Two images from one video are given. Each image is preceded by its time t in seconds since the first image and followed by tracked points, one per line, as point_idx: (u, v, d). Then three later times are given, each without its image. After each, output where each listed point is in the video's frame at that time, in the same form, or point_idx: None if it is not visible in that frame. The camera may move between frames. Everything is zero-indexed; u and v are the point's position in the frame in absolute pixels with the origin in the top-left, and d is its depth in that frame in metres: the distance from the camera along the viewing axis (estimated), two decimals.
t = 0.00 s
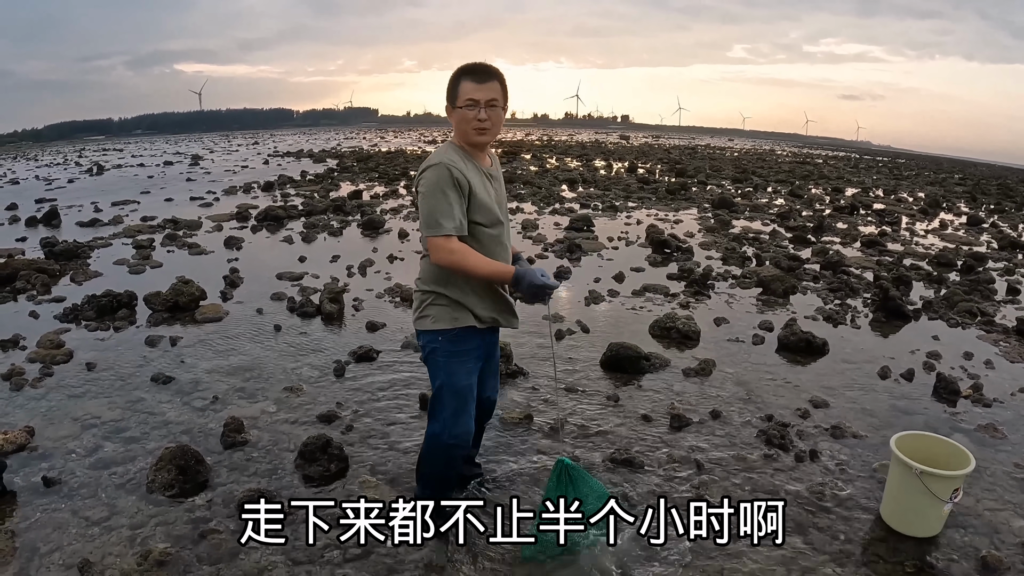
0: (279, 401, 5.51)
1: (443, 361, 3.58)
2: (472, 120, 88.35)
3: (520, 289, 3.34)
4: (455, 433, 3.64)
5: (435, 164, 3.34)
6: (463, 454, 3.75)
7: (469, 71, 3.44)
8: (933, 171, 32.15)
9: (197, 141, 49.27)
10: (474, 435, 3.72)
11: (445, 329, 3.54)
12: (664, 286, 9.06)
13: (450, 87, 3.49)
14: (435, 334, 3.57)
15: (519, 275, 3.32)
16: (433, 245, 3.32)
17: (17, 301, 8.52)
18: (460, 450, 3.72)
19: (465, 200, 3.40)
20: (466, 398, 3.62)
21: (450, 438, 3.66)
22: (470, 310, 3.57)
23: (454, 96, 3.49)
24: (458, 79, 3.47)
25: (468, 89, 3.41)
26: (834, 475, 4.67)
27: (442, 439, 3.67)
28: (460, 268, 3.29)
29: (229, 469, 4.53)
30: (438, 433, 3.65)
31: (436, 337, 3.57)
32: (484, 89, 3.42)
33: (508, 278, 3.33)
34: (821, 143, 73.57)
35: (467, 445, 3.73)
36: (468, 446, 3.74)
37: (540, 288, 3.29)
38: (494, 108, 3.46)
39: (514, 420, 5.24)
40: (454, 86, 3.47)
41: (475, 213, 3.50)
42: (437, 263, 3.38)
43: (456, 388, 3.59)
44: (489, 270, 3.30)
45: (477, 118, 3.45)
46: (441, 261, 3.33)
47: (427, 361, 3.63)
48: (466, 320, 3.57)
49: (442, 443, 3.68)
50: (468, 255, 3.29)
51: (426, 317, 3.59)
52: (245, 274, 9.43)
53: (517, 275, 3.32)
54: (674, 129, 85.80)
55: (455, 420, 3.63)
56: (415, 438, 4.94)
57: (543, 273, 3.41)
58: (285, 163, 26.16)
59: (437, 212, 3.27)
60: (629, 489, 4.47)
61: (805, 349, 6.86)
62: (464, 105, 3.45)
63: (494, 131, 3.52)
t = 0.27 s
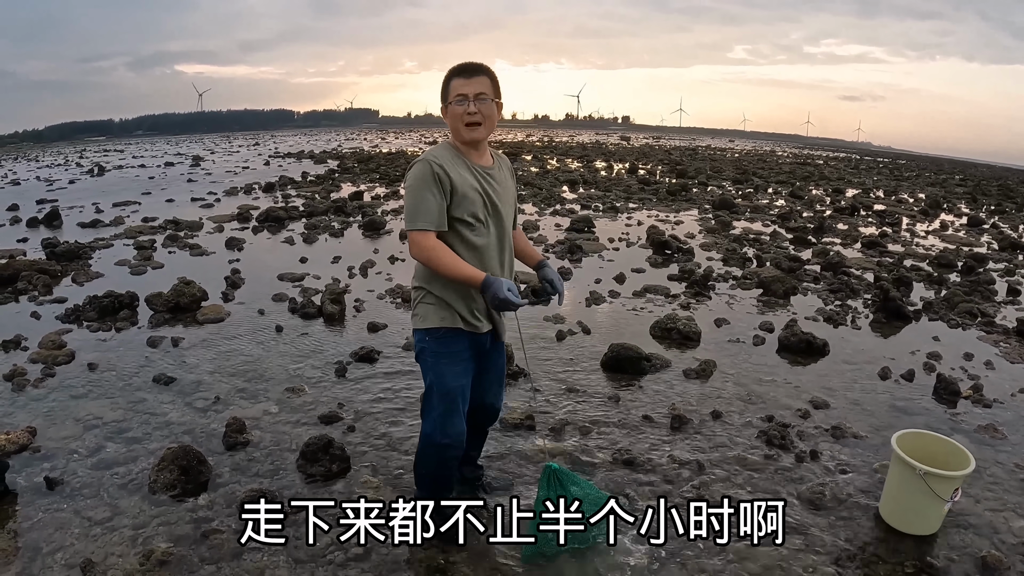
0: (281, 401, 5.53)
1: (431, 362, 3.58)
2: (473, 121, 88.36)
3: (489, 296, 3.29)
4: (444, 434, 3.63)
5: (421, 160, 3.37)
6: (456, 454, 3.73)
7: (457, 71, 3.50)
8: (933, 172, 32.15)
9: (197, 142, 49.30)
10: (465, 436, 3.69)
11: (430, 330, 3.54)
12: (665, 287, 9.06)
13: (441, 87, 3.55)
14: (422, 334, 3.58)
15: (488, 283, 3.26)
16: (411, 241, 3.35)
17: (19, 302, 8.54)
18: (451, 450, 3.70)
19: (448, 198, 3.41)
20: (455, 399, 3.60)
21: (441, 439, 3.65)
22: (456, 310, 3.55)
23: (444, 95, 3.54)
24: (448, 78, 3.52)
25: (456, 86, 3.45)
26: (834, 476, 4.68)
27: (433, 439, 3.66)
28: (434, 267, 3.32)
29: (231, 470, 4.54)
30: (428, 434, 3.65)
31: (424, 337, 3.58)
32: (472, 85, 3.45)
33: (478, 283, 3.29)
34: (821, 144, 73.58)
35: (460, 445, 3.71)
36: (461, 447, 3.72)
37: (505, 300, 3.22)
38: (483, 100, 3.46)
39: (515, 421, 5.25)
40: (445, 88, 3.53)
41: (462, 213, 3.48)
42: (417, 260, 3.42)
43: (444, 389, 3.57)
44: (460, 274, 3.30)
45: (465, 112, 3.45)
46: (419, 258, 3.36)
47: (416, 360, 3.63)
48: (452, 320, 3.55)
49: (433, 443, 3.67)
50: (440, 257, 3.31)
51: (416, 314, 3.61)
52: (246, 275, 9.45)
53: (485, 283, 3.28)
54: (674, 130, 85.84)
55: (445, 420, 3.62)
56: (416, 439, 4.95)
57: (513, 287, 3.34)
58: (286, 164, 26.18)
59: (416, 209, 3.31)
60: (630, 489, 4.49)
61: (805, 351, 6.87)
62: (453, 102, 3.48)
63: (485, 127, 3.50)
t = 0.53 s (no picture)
0: (282, 402, 5.53)
1: (433, 361, 3.58)
2: (473, 122, 88.38)
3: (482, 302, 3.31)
4: (446, 433, 3.63)
5: (422, 162, 3.38)
6: (457, 454, 3.73)
7: (461, 71, 3.51)
8: (934, 172, 32.12)
9: (198, 143, 49.34)
10: (466, 436, 3.69)
11: (431, 330, 3.55)
12: (666, 288, 9.07)
13: (444, 87, 3.56)
14: (424, 334, 3.59)
15: (482, 288, 3.27)
16: (410, 242, 3.37)
17: (21, 302, 8.55)
18: (453, 450, 3.70)
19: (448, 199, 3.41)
20: (456, 398, 3.60)
21: (442, 438, 3.65)
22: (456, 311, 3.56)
23: (447, 95, 3.54)
24: (450, 79, 3.54)
25: (459, 86, 3.46)
26: (834, 476, 4.68)
27: (434, 438, 3.66)
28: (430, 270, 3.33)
29: (233, 470, 4.55)
30: (430, 433, 3.66)
31: (426, 336, 3.58)
32: (475, 85, 3.46)
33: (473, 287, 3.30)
34: (822, 145, 73.57)
35: (461, 446, 3.71)
36: (461, 447, 3.72)
37: (497, 308, 3.23)
38: (486, 101, 3.46)
39: (516, 422, 5.26)
40: (448, 88, 3.54)
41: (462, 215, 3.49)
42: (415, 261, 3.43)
43: (446, 388, 3.57)
44: (455, 278, 3.31)
45: (468, 112, 3.45)
46: (417, 260, 3.37)
47: (419, 360, 3.64)
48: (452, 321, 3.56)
49: (434, 443, 3.67)
50: (437, 260, 3.32)
51: (417, 315, 3.62)
52: (247, 276, 9.46)
53: (478, 289, 3.29)
54: (675, 131, 85.84)
55: (447, 420, 3.62)
56: (418, 439, 4.96)
57: (505, 295, 3.37)
58: (287, 165, 26.20)
59: (415, 211, 3.32)
60: (630, 489, 4.50)
61: (806, 351, 6.87)
62: (456, 102, 3.49)
63: (487, 127, 3.50)
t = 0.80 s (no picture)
0: (283, 403, 5.54)
1: (435, 361, 3.59)
2: (474, 123, 88.41)
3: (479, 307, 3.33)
4: (446, 433, 3.62)
5: (424, 163, 3.38)
6: (458, 454, 3.72)
7: (463, 72, 3.52)
8: (934, 173, 32.11)
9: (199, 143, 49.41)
10: (467, 436, 3.68)
11: (433, 330, 3.56)
12: (666, 289, 9.07)
13: (447, 88, 3.57)
14: (426, 334, 3.59)
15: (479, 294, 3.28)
16: (410, 244, 3.37)
17: (21, 303, 8.56)
18: (453, 451, 3.69)
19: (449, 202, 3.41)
20: (457, 398, 3.60)
21: (443, 438, 3.63)
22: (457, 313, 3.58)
23: (450, 96, 3.55)
24: (454, 80, 3.54)
25: (462, 87, 3.48)
26: (835, 477, 4.68)
27: (435, 438, 3.65)
28: (429, 273, 3.34)
29: (233, 471, 4.55)
30: (431, 433, 3.65)
31: (428, 336, 3.59)
32: (478, 86, 3.47)
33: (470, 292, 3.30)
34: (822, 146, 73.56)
35: (461, 446, 3.70)
36: (462, 447, 3.70)
37: (494, 314, 3.25)
38: (488, 103, 3.47)
39: (517, 422, 5.27)
40: (451, 89, 3.54)
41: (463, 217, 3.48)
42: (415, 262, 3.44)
43: (447, 387, 3.57)
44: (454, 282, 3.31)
45: (471, 114, 3.46)
46: (416, 261, 3.38)
47: (420, 360, 3.64)
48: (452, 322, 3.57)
49: (435, 443, 3.66)
50: (437, 263, 3.32)
51: (419, 315, 3.63)
52: (248, 277, 9.47)
53: (475, 294, 3.31)
54: (675, 132, 85.86)
55: (447, 419, 3.62)
56: (418, 440, 4.96)
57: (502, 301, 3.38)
58: (287, 166, 26.22)
59: (416, 213, 3.33)
60: (631, 490, 4.50)
61: (807, 352, 6.87)
62: (459, 103, 3.49)
63: (489, 129, 3.51)
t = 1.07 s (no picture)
0: (283, 404, 5.53)
1: (436, 362, 3.58)
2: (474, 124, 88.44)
3: (478, 307, 3.30)
4: (447, 434, 3.63)
5: (429, 162, 3.37)
6: (458, 455, 3.73)
7: (475, 75, 3.51)
8: (935, 174, 32.10)
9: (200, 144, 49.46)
10: (467, 437, 3.69)
11: (434, 332, 3.55)
12: (666, 290, 9.07)
13: (458, 89, 3.54)
14: (427, 335, 3.58)
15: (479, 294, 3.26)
16: (411, 241, 3.35)
17: (21, 304, 8.56)
18: (453, 451, 3.70)
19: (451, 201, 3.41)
20: (459, 398, 3.60)
21: (444, 439, 3.65)
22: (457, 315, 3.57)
23: (461, 97, 3.53)
24: (465, 81, 3.52)
25: (474, 89, 3.46)
26: (835, 478, 4.68)
27: (436, 439, 3.66)
28: (430, 272, 3.30)
29: (233, 472, 4.55)
30: (432, 434, 3.66)
31: (429, 338, 3.58)
32: (490, 90, 3.46)
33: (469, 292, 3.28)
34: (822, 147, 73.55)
35: (462, 446, 3.71)
36: (463, 448, 3.72)
37: (494, 314, 3.23)
38: (499, 108, 3.47)
39: (517, 424, 5.26)
40: (462, 89, 3.52)
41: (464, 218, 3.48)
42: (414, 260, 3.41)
43: (448, 388, 3.57)
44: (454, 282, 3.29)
45: (482, 118, 3.45)
46: (416, 259, 3.35)
47: (421, 361, 3.64)
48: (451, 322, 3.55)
49: (436, 443, 3.67)
50: (438, 262, 3.29)
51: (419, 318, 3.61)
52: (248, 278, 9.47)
53: (475, 295, 3.28)
54: (675, 133, 85.88)
55: (449, 420, 3.62)
56: (418, 441, 4.96)
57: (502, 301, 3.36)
58: (287, 167, 26.22)
59: (419, 211, 3.31)
60: (631, 491, 4.49)
61: (807, 353, 6.87)
62: (471, 106, 3.48)
63: (496, 133, 3.51)
